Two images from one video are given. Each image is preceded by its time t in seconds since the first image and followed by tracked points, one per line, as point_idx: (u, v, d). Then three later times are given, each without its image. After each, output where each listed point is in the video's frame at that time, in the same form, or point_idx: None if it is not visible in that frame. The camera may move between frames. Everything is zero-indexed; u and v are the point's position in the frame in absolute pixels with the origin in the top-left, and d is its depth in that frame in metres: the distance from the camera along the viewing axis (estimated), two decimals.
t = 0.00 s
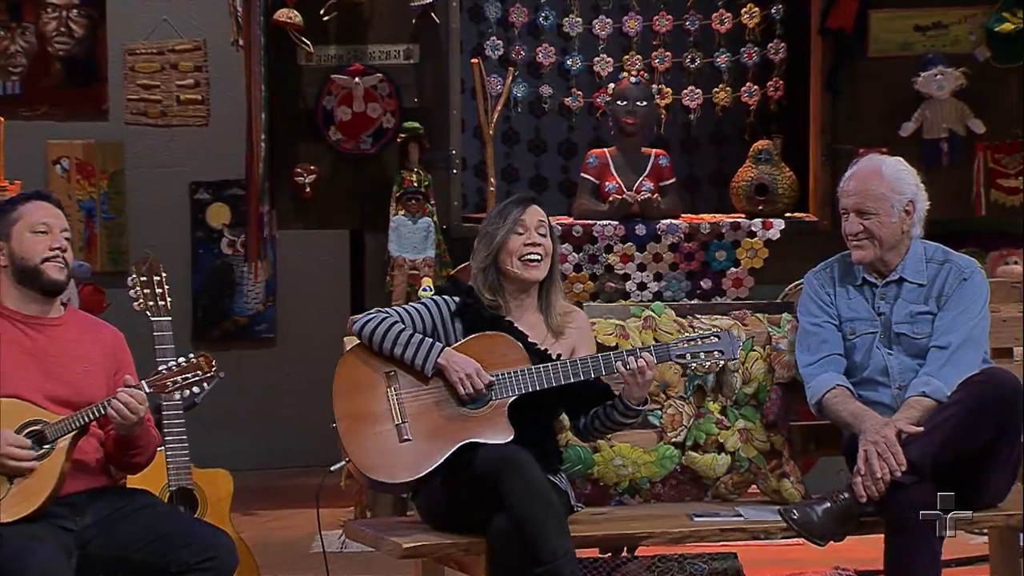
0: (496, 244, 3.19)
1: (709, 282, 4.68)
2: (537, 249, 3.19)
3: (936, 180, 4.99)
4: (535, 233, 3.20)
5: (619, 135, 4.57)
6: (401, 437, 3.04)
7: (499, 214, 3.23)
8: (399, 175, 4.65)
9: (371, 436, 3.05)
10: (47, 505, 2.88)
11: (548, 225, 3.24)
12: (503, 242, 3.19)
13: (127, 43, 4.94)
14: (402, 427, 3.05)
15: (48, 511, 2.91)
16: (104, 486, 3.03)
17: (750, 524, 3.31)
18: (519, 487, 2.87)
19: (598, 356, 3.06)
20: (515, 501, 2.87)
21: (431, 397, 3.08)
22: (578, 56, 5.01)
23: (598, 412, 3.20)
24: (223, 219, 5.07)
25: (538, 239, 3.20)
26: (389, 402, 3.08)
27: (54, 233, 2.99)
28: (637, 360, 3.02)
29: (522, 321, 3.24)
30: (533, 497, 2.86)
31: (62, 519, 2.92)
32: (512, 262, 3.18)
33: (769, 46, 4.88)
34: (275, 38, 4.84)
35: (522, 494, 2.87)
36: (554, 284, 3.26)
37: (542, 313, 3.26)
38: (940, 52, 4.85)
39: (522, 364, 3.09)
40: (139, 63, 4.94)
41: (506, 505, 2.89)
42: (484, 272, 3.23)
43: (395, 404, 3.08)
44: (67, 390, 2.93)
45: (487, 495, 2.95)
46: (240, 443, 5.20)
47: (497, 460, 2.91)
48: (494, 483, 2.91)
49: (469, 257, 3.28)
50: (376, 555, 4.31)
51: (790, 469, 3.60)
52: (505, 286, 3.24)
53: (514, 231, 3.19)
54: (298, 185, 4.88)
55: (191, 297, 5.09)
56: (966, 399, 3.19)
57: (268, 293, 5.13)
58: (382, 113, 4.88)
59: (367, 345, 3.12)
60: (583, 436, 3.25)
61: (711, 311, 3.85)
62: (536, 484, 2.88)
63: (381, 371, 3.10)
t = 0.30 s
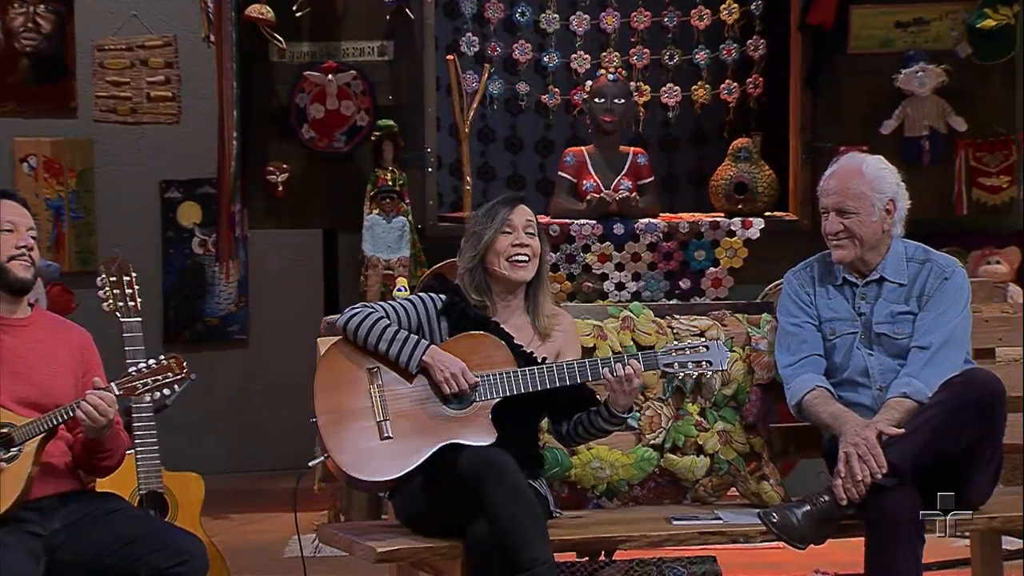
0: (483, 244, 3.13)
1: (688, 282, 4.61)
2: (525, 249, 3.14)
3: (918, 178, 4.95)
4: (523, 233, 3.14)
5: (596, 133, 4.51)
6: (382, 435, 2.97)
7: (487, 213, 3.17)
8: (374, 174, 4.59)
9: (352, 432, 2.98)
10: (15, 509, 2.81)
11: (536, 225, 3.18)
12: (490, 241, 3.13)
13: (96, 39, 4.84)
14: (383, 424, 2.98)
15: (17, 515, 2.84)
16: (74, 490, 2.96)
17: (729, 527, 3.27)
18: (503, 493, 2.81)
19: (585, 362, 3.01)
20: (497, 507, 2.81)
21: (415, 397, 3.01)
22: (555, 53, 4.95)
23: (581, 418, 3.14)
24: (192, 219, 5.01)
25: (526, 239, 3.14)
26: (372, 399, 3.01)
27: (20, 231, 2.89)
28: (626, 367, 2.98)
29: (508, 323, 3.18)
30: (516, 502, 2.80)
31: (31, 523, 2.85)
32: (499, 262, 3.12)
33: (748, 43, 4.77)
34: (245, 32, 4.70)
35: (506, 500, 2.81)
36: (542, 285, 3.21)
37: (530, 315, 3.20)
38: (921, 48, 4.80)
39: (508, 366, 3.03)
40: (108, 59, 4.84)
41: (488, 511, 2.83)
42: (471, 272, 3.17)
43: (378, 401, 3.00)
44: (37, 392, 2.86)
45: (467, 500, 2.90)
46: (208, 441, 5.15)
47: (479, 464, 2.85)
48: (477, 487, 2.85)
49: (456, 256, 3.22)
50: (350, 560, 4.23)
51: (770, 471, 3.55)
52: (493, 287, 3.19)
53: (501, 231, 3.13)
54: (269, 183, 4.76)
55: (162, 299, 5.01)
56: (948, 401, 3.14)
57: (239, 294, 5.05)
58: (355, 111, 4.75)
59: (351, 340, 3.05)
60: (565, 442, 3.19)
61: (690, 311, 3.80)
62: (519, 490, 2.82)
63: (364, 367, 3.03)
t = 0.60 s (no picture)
0: (470, 244, 3.09)
1: (669, 282, 4.59)
2: (513, 250, 3.09)
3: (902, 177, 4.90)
4: (512, 233, 3.10)
5: (576, 131, 4.45)
6: (369, 436, 2.91)
7: (475, 212, 3.13)
8: (349, 172, 4.52)
9: (337, 430, 2.91)
10: None
11: (525, 225, 3.13)
12: (477, 242, 3.09)
13: (67, 35, 4.74)
14: (370, 424, 2.91)
15: None
16: (44, 494, 2.89)
17: (712, 529, 3.22)
18: (490, 497, 2.75)
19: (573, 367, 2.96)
20: (483, 510, 2.75)
21: (402, 398, 2.94)
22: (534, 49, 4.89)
23: (568, 423, 3.10)
24: (165, 217, 4.95)
25: (515, 239, 3.10)
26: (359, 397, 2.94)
27: None
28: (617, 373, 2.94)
29: (497, 325, 3.14)
30: (502, 507, 2.74)
31: None
32: (486, 263, 3.08)
33: (730, 39, 4.73)
34: (219, 26, 4.59)
35: (492, 503, 2.75)
36: (531, 287, 3.16)
37: (518, 317, 3.16)
38: (906, 45, 4.74)
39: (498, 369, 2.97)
40: (78, 55, 4.74)
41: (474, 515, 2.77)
42: (458, 273, 3.13)
43: (365, 400, 2.94)
44: (6, 394, 2.79)
45: (452, 503, 2.84)
46: (180, 444, 5.16)
47: (465, 466, 2.80)
48: (463, 489, 2.79)
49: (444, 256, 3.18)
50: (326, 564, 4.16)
51: (752, 474, 3.50)
52: (481, 287, 3.14)
53: (489, 231, 3.09)
54: (244, 181, 4.63)
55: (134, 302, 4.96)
56: (932, 402, 3.09)
57: (213, 294, 5.02)
58: (332, 108, 4.66)
59: (339, 337, 2.99)
60: (551, 447, 3.15)
61: (671, 312, 3.75)
62: (506, 495, 2.75)
63: (352, 365, 2.97)
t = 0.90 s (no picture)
0: (460, 244, 3.02)
1: (654, 281, 4.53)
2: (503, 251, 3.03)
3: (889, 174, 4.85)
4: (502, 234, 3.04)
5: (558, 128, 4.40)
6: (357, 437, 2.86)
7: (464, 212, 3.07)
8: (330, 170, 4.45)
9: (325, 431, 2.86)
10: None
11: (515, 226, 3.08)
12: (467, 242, 3.02)
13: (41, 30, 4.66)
14: (358, 426, 2.86)
15: None
16: (17, 498, 2.83)
17: (697, 533, 3.17)
18: (485, 501, 2.70)
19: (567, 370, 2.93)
20: (477, 515, 2.70)
21: (391, 399, 2.90)
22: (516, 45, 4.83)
23: (556, 427, 3.02)
24: (141, 216, 4.95)
25: (505, 240, 3.04)
26: (347, 398, 2.89)
27: None
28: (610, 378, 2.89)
29: (485, 327, 3.08)
30: (497, 512, 2.69)
31: None
32: (476, 263, 3.01)
33: (715, 36, 4.67)
34: (196, 22, 4.52)
35: (486, 508, 2.70)
36: (519, 287, 3.10)
37: (506, 320, 3.09)
38: (893, 40, 4.68)
39: (488, 371, 2.93)
40: (53, 51, 4.65)
41: (467, 519, 2.72)
42: (447, 273, 3.05)
43: (355, 401, 2.88)
44: None
45: (441, 507, 2.78)
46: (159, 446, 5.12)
47: (457, 468, 2.74)
48: (455, 493, 2.73)
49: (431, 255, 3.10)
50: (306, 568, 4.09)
51: (738, 476, 3.45)
52: (468, 288, 3.07)
53: (480, 231, 3.03)
54: (221, 180, 4.54)
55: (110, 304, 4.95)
56: (921, 403, 3.04)
57: (190, 294, 5.04)
58: (312, 104, 4.59)
59: (328, 336, 2.93)
60: (535, 450, 3.08)
61: (656, 312, 3.69)
62: (501, 499, 2.70)
63: (339, 364, 2.92)
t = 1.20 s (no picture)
0: (445, 243, 2.97)
1: (641, 280, 4.48)
2: (490, 250, 2.99)
3: (878, 171, 4.81)
4: (488, 232, 2.99)
5: (545, 124, 4.35)
6: (345, 438, 2.77)
7: (449, 210, 3.01)
8: (312, 166, 4.39)
9: (312, 431, 2.77)
10: None
11: (501, 223, 3.03)
12: (453, 241, 2.98)
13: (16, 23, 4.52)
14: (345, 427, 2.78)
15: None
16: None
17: (686, 535, 3.11)
18: (474, 504, 2.64)
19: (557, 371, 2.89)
20: (465, 518, 2.64)
21: (378, 400, 2.81)
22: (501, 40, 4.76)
23: (544, 427, 2.96)
24: (121, 213, 4.87)
25: (491, 238, 2.99)
26: (334, 398, 2.79)
27: None
28: (601, 379, 2.86)
29: (471, 326, 3.05)
30: (486, 515, 2.64)
31: None
32: (462, 263, 2.97)
33: (703, 30, 4.62)
34: (176, 17, 4.45)
35: (474, 512, 2.64)
36: (505, 285, 3.07)
37: (493, 318, 3.06)
38: (883, 35, 4.62)
39: (477, 371, 2.89)
40: (31, 45, 4.52)
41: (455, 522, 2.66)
42: (432, 272, 3.02)
43: (342, 400, 2.79)
44: None
45: (426, 509, 2.72)
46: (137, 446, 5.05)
47: (445, 470, 2.68)
48: (442, 495, 2.67)
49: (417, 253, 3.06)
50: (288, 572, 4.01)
51: (726, 478, 3.39)
52: (455, 286, 3.04)
53: (466, 229, 2.98)
54: (201, 176, 4.47)
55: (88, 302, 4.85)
56: (910, 403, 2.99)
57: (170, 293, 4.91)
58: (293, 100, 4.52)
59: (316, 332, 2.84)
60: (521, 451, 3.01)
61: (643, 311, 3.64)
62: (490, 502, 2.65)
63: (327, 362, 2.82)
